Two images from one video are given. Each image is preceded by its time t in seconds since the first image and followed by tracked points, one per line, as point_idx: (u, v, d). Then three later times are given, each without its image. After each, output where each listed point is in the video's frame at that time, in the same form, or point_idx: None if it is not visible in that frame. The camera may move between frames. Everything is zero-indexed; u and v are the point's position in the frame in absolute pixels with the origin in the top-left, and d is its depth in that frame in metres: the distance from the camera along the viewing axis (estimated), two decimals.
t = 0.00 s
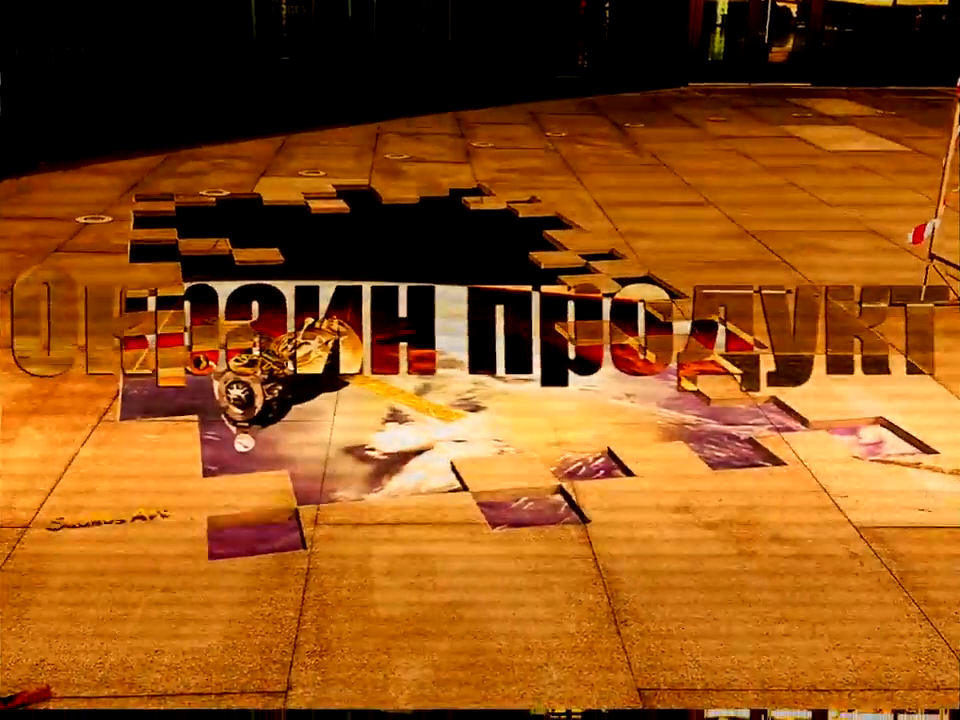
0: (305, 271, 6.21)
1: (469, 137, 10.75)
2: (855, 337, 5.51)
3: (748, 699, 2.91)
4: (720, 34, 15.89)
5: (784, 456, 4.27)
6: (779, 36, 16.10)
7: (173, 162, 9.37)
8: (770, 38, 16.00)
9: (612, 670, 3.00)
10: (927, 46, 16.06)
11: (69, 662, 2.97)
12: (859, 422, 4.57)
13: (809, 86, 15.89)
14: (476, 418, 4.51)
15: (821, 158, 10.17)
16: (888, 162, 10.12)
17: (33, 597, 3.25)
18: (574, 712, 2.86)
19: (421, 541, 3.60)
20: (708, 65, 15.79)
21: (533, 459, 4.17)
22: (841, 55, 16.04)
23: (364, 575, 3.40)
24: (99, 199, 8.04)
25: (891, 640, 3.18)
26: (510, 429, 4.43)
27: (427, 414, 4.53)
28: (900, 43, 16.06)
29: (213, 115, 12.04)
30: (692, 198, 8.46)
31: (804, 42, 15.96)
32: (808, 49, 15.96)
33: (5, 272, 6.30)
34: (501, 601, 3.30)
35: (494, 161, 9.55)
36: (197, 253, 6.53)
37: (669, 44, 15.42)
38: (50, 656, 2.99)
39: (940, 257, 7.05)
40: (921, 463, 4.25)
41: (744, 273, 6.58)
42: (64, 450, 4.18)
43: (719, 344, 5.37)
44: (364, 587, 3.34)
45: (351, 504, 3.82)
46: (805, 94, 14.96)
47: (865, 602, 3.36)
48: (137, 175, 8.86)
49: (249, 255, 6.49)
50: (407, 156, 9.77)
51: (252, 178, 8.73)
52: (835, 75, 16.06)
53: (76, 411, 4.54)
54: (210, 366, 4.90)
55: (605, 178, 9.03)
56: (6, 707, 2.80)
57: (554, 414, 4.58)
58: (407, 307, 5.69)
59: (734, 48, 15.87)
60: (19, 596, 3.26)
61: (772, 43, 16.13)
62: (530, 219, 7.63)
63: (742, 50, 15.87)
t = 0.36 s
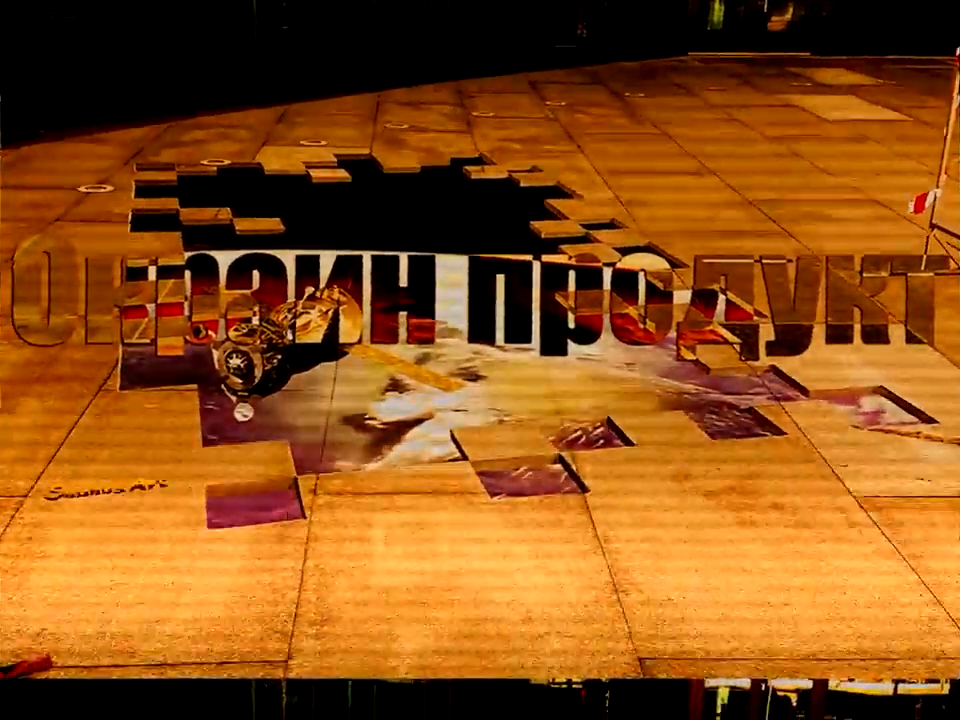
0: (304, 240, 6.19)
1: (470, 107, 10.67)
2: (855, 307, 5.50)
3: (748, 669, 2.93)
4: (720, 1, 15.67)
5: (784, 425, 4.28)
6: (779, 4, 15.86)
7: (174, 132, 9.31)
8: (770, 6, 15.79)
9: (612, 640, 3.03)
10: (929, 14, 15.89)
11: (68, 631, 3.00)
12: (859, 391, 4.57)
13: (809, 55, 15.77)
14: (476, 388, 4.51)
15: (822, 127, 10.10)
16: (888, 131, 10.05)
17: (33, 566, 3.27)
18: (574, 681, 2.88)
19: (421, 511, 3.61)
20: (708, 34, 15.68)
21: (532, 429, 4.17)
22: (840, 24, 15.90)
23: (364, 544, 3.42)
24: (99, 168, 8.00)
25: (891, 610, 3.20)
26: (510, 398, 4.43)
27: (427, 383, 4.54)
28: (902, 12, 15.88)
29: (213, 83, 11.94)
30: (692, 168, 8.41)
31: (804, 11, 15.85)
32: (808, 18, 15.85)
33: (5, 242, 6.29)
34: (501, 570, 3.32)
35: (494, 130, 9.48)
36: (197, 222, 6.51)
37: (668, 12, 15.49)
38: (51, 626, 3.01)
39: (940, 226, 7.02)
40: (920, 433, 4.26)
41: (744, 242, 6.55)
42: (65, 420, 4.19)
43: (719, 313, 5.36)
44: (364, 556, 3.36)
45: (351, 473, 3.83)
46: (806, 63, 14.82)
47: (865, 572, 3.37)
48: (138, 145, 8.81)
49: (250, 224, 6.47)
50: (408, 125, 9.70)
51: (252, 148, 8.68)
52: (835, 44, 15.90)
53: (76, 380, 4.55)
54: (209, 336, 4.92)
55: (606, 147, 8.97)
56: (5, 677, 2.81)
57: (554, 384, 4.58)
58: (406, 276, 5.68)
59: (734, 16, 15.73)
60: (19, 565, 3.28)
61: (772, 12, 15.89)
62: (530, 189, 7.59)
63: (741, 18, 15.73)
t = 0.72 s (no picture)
0: (304, 210, 6.15)
1: (470, 77, 10.57)
2: (854, 277, 5.47)
3: (748, 640, 2.94)
4: None
5: (784, 395, 4.27)
6: None
7: (173, 102, 9.22)
8: None
9: (612, 610, 3.04)
10: None
11: (68, 601, 3.01)
12: (859, 362, 4.56)
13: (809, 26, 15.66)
14: (476, 358, 4.50)
15: (821, 97, 10.00)
16: (887, 101, 9.96)
17: (32, 535, 3.29)
18: (574, 650, 2.89)
19: (420, 481, 3.62)
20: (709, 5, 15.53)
21: (533, 399, 4.17)
22: None
23: (364, 513, 3.43)
24: (99, 138, 7.94)
25: (891, 581, 3.20)
26: (510, 366, 4.43)
27: (427, 354, 4.53)
28: None
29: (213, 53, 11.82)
30: (692, 138, 8.34)
31: None
32: None
33: (5, 211, 6.26)
34: (501, 540, 3.33)
35: (493, 100, 9.40)
36: (197, 192, 6.47)
37: None
38: (50, 595, 3.03)
39: (940, 196, 6.97)
40: (920, 403, 4.25)
41: (743, 212, 6.51)
42: (64, 389, 4.19)
43: (718, 284, 5.34)
44: (364, 524, 3.38)
45: (351, 443, 3.84)
46: (806, 34, 14.65)
47: (866, 542, 3.38)
48: (137, 115, 8.74)
49: (250, 194, 6.43)
50: (408, 95, 9.62)
51: (252, 118, 8.60)
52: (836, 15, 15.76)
53: (76, 350, 4.55)
54: (209, 306, 4.91)
55: (606, 118, 8.89)
56: (4, 648, 2.83)
57: (555, 355, 4.56)
58: (406, 246, 5.65)
59: None
60: (19, 535, 3.29)
61: None
62: (530, 159, 7.54)
63: None
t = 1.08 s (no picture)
0: (304, 180, 6.10)
1: (470, 47, 10.45)
2: (854, 247, 5.44)
3: (748, 610, 2.96)
4: None
5: (784, 365, 4.27)
6: None
7: (173, 72, 9.12)
8: None
9: (612, 580, 3.05)
10: None
11: (68, 571, 3.03)
12: (859, 333, 4.55)
13: None
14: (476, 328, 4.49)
15: (821, 67, 9.90)
16: (887, 71, 9.86)
17: (32, 505, 3.30)
18: (574, 622, 2.90)
19: (420, 452, 3.62)
20: None
21: (533, 369, 4.16)
22: None
23: (365, 484, 3.44)
24: (99, 109, 7.86)
25: (893, 552, 3.21)
26: (510, 336, 4.42)
27: (427, 324, 4.52)
28: None
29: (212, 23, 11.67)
30: (692, 108, 8.26)
31: None
32: None
33: (5, 181, 6.23)
34: (501, 509, 3.34)
35: (493, 70, 9.31)
36: (197, 163, 6.42)
37: None
38: (50, 565, 3.05)
39: (940, 166, 6.92)
40: (921, 373, 4.24)
41: (743, 182, 6.46)
42: (65, 360, 4.19)
43: (718, 254, 5.31)
44: (365, 494, 3.39)
45: (352, 413, 3.84)
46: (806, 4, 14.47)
47: (867, 512, 3.39)
48: (136, 85, 8.65)
49: (249, 164, 6.38)
50: (407, 65, 9.52)
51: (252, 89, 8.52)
52: None
53: (76, 321, 4.53)
54: (209, 276, 4.87)
55: (606, 88, 8.80)
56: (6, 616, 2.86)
57: (555, 325, 4.55)
58: (406, 216, 5.62)
59: None
60: (19, 505, 3.30)
61: None
62: (530, 130, 7.47)
63: None
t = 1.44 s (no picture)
0: (303, 150, 6.06)
1: (470, 17, 10.34)
2: (854, 217, 5.42)
3: (747, 579, 2.97)
4: None
5: (784, 335, 4.26)
6: None
7: (171, 43, 9.03)
8: None
9: (611, 549, 3.07)
10: None
11: (68, 540, 3.04)
12: (859, 302, 4.54)
13: None
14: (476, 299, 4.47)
15: (820, 37, 9.80)
16: (886, 41, 9.77)
17: (32, 476, 3.31)
18: (575, 591, 2.91)
19: (419, 421, 3.63)
20: None
21: (532, 339, 4.16)
22: None
23: (364, 453, 3.45)
24: (98, 79, 7.79)
25: (892, 521, 3.22)
26: (510, 306, 4.42)
27: (426, 294, 4.50)
28: None
29: None
30: (692, 79, 8.19)
31: None
32: None
33: (4, 152, 6.19)
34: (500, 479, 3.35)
35: (493, 40, 9.22)
36: (196, 133, 6.38)
37: None
38: (50, 535, 3.06)
39: (940, 136, 6.87)
40: (920, 343, 4.24)
41: (743, 152, 6.41)
42: (65, 330, 4.18)
43: (718, 223, 5.28)
44: (364, 463, 3.40)
45: (351, 383, 3.84)
46: None
47: (866, 481, 3.40)
48: (134, 55, 8.56)
49: (248, 134, 6.34)
50: (407, 35, 9.43)
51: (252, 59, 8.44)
52: None
53: (76, 291, 4.52)
54: (209, 246, 4.86)
55: (606, 58, 8.72)
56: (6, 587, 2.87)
57: (554, 295, 4.54)
58: (406, 186, 5.59)
59: None
60: (19, 474, 3.31)
61: None
62: (530, 99, 7.41)
63: None
